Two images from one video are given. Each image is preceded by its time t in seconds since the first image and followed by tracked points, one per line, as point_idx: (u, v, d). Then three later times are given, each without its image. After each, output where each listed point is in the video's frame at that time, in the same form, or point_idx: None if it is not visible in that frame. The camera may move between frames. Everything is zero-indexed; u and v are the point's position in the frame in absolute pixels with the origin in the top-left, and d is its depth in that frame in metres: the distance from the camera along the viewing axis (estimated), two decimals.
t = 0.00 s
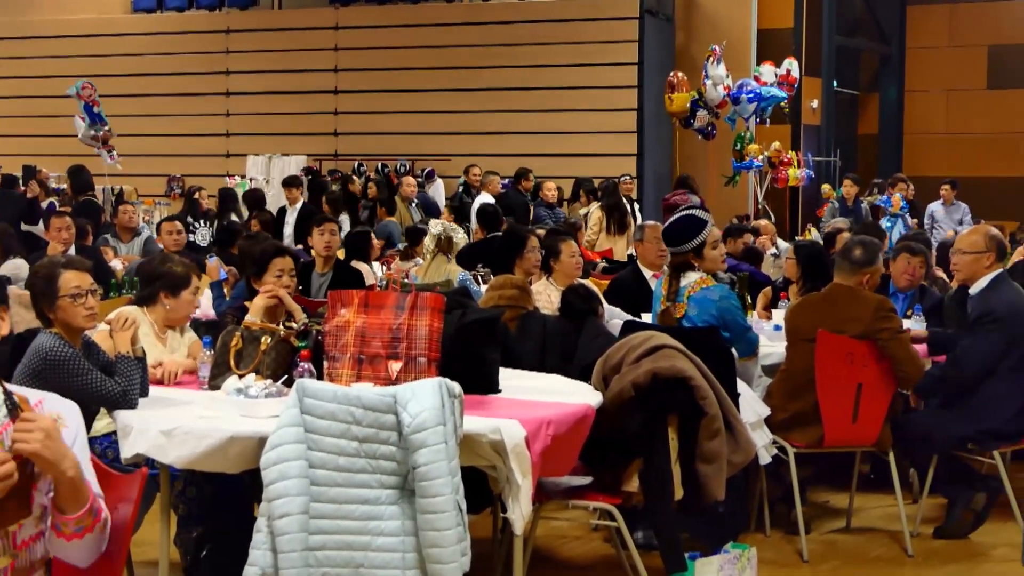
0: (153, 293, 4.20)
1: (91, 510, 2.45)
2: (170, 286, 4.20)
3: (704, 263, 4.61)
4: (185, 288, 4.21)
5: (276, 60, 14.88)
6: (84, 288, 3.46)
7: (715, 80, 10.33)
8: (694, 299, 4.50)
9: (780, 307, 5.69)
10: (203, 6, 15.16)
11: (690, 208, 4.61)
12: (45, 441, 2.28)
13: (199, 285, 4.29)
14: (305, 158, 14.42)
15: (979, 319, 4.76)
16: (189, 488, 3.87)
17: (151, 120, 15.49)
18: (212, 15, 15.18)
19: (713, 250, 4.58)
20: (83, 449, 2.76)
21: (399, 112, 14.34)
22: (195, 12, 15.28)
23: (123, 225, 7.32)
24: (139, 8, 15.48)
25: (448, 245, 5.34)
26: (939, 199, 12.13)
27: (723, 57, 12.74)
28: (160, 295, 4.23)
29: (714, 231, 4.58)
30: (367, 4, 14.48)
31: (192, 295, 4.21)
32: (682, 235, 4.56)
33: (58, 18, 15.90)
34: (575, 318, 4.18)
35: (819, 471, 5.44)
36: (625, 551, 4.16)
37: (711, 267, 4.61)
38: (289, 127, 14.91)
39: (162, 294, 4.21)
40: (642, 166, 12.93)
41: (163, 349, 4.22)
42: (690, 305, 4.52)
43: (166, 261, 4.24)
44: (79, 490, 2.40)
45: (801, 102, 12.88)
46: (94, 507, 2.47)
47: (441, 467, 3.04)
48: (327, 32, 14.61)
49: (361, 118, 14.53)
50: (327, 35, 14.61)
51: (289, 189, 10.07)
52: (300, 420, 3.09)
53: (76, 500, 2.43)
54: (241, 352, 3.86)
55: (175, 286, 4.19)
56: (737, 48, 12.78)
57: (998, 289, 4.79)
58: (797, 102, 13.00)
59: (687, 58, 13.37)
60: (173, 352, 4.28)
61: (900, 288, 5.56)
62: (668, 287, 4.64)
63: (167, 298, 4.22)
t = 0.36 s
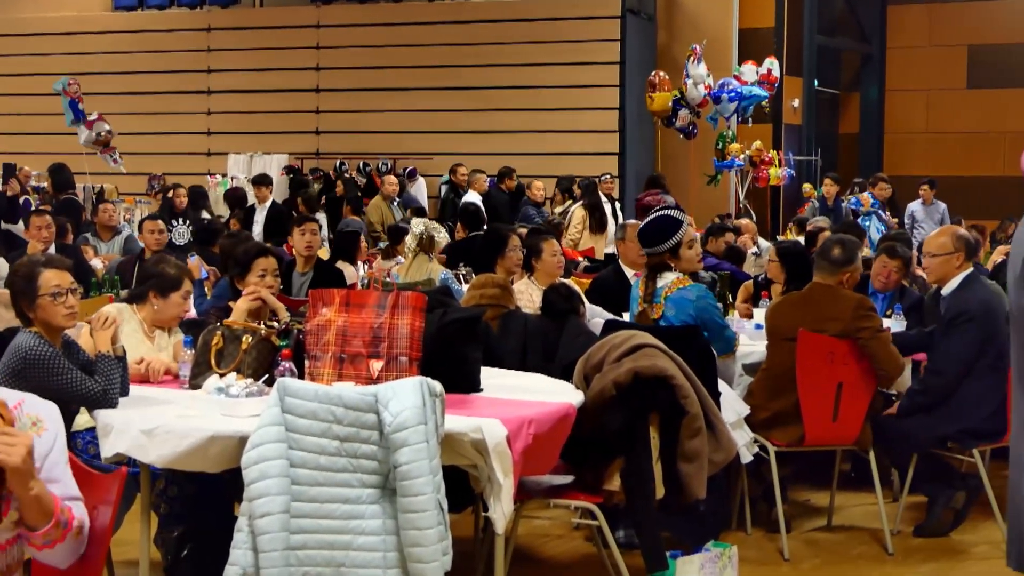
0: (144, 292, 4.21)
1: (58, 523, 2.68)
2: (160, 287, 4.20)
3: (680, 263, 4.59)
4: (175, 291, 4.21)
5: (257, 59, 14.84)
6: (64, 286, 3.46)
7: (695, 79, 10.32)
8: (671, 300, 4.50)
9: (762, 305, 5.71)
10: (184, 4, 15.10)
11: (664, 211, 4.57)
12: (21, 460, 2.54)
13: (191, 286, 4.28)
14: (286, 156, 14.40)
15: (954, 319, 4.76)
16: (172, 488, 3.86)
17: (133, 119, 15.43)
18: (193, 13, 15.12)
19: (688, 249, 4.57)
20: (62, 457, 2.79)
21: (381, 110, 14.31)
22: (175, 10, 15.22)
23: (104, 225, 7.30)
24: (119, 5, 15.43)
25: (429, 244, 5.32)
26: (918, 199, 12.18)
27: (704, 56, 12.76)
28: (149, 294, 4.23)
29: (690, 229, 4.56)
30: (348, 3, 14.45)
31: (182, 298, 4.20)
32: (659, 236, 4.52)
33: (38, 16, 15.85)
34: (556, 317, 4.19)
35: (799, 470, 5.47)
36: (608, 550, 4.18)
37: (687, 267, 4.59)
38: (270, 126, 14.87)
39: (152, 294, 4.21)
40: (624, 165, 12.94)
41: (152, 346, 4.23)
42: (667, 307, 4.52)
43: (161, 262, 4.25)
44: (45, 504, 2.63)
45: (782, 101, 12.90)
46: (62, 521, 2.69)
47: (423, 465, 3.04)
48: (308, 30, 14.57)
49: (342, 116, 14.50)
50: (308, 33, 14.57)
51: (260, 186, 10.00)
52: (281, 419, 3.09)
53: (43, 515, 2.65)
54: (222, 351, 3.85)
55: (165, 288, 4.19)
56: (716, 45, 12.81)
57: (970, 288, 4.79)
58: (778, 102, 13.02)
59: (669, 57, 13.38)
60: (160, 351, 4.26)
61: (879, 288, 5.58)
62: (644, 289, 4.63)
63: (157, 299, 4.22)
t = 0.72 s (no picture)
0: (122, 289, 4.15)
1: (40, 516, 2.92)
2: (139, 282, 4.15)
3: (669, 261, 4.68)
4: (154, 283, 4.14)
5: (242, 58, 14.81)
6: (48, 286, 3.45)
7: (680, 79, 10.34)
8: (658, 298, 4.49)
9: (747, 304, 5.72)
10: (168, 3, 15.03)
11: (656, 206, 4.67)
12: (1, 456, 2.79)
13: (173, 278, 4.20)
14: (271, 156, 14.40)
15: (930, 318, 4.77)
16: (157, 488, 3.85)
17: (118, 118, 15.40)
18: (178, 12, 15.07)
19: (677, 247, 4.65)
20: (40, 451, 3.04)
21: (367, 109, 14.30)
22: (160, 10, 15.17)
23: (87, 224, 7.28)
24: (103, 5, 15.37)
25: (415, 244, 5.32)
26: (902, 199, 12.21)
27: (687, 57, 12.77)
28: (130, 291, 4.19)
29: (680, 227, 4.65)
30: (333, 2, 14.41)
31: (161, 290, 4.13)
32: (647, 232, 4.58)
33: (23, 15, 15.81)
34: (542, 315, 4.18)
35: (784, 469, 5.48)
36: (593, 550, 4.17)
37: (676, 266, 4.67)
38: (255, 125, 14.84)
39: (132, 290, 4.16)
40: (610, 164, 12.96)
41: (138, 346, 4.23)
42: (653, 305, 4.51)
43: (141, 256, 4.18)
44: (26, 498, 2.88)
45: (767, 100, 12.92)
46: (43, 514, 2.93)
47: (407, 465, 3.03)
48: (293, 30, 14.54)
49: (327, 116, 14.48)
50: (293, 32, 14.54)
51: (237, 186, 9.93)
52: (266, 419, 3.09)
53: (25, 508, 2.89)
54: (206, 351, 3.83)
55: (143, 282, 4.12)
56: (700, 46, 12.83)
57: (947, 287, 4.81)
58: (763, 102, 13.04)
59: (654, 57, 13.39)
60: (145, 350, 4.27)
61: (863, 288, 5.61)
62: (633, 286, 4.63)
63: (136, 294, 4.16)
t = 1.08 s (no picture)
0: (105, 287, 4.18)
1: (29, 520, 2.97)
2: (121, 278, 4.18)
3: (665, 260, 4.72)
4: (136, 278, 4.18)
5: (232, 58, 14.78)
6: (36, 285, 3.45)
7: (667, 79, 10.29)
8: (651, 296, 4.51)
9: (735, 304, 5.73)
10: (157, 2, 14.99)
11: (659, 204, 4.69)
12: None
13: (154, 273, 4.26)
14: (260, 155, 14.38)
15: (916, 315, 4.80)
16: (145, 487, 3.88)
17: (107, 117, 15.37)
18: (166, 12, 15.04)
19: (675, 247, 4.69)
20: (34, 455, 3.08)
21: (356, 108, 14.29)
22: (149, 9, 15.13)
23: (76, 223, 7.27)
24: (91, 4, 15.32)
25: (403, 244, 5.33)
26: (890, 199, 12.24)
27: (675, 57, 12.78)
28: (112, 288, 4.21)
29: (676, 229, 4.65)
30: (322, 2, 14.39)
31: (144, 284, 4.17)
32: (649, 229, 4.62)
33: (11, 14, 15.76)
34: (532, 315, 4.18)
35: (775, 468, 5.48)
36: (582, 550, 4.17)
37: (671, 266, 4.69)
38: (244, 125, 14.81)
39: (114, 287, 4.19)
40: (599, 164, 12.97)
41: (126, 346, 4.21)
42: (646, 303, 4.54)
43: (120, 256, 4.24)
44: (14, 503, 2.94)
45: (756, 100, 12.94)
46: (32, 518, 2.98)
47: (397, 464, 3.03)
48: (282, 29, 14.52)
49: (316, 115, 14.47)
50: (282, 32, 14.52)
51: (219, 184, 9.88)
52: (255, 419, 3.08)
53: (14, 512, 2.95)
54: (195, 350, 3.84)
55: (125, 278, 4.16)
56: (689, 47, 12.85)
57: (932, 285, 4.84)
58: (751, 102, 13.06)
59: (643, 57, 13.40)
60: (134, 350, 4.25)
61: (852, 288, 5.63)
62: (627, 284, 4.66)
63: (119, 292, 4.20)
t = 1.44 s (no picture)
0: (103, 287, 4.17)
1: (37, 524, 2.98)
2: (119, 277, 4.17)
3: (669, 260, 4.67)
4: (134, 277, 4.17)
5: (232, 57, 14.76)
6: (40, 285, 3.44)
7: (665, 79, 10.32)
8: (655, 295, 4.52)
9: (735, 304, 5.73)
10: (156, 2, 14.95)
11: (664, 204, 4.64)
12: None
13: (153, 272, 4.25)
14: (260, 155, 14.36)
15: (918, 313, 4.81)
16: (146, 486, 3.87)
17: (106, 117, 15.34)
18: (166, 11, 15.01)
19: (679, 247, 4.64)
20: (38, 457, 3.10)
21: (356, 108, 14.29)
22: (148, 9, 15.10)
23: (77, 223, 7.26)
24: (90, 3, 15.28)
25: (404, 243, 5.33)
26: (890, 199, 12.26)
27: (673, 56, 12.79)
28: (111, 288, 4.20)
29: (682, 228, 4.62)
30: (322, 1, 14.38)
31: (143, 283, 4.16)
32: (652, 230, 4.58)
33: (10, 13, 15.73)
34: (532, 314, 4.19)
35: (777, 467, 5.49)
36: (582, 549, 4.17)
37: (676, 266, 4.66)
38: (244, 124, 14.80)
39: (113, 286, 4.18)
40: (598, 163, 12.98)
41: (127, 346, 4.20)
42: (650, 302, 4.54)
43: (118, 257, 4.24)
44: (23, 507, 2.95)
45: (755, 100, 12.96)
46: (39, 521, 2.99)
47: (397, 464, 3.02)
48: (282, 29, 14.51)
49: (316, 115, 14.46)
50: (281, 31, 14.51)
51: (210, 182, 9.86)
52: (256, 418, 3.08)
53: (23, 514, 2.96)
54: (196, 349, 3.83)
55: (123, 277, 4.16)
56: (688, 47, 12.87)
57: (935, 284, 4.85)
58: (751, 102, 13.07)
59: (643, 56, 13.41)
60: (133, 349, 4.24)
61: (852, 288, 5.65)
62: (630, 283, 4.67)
63: (118, 291, 4.19)
